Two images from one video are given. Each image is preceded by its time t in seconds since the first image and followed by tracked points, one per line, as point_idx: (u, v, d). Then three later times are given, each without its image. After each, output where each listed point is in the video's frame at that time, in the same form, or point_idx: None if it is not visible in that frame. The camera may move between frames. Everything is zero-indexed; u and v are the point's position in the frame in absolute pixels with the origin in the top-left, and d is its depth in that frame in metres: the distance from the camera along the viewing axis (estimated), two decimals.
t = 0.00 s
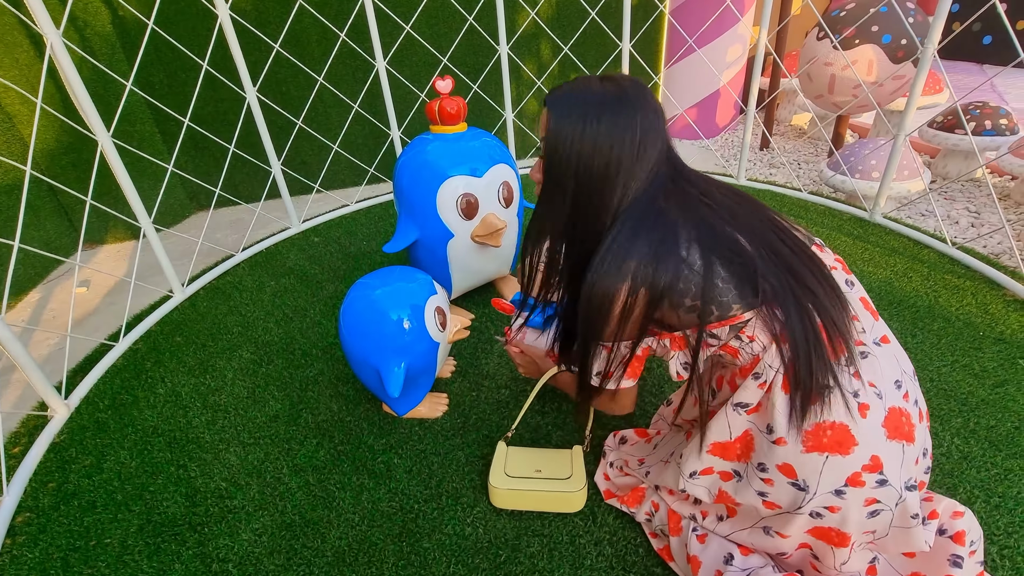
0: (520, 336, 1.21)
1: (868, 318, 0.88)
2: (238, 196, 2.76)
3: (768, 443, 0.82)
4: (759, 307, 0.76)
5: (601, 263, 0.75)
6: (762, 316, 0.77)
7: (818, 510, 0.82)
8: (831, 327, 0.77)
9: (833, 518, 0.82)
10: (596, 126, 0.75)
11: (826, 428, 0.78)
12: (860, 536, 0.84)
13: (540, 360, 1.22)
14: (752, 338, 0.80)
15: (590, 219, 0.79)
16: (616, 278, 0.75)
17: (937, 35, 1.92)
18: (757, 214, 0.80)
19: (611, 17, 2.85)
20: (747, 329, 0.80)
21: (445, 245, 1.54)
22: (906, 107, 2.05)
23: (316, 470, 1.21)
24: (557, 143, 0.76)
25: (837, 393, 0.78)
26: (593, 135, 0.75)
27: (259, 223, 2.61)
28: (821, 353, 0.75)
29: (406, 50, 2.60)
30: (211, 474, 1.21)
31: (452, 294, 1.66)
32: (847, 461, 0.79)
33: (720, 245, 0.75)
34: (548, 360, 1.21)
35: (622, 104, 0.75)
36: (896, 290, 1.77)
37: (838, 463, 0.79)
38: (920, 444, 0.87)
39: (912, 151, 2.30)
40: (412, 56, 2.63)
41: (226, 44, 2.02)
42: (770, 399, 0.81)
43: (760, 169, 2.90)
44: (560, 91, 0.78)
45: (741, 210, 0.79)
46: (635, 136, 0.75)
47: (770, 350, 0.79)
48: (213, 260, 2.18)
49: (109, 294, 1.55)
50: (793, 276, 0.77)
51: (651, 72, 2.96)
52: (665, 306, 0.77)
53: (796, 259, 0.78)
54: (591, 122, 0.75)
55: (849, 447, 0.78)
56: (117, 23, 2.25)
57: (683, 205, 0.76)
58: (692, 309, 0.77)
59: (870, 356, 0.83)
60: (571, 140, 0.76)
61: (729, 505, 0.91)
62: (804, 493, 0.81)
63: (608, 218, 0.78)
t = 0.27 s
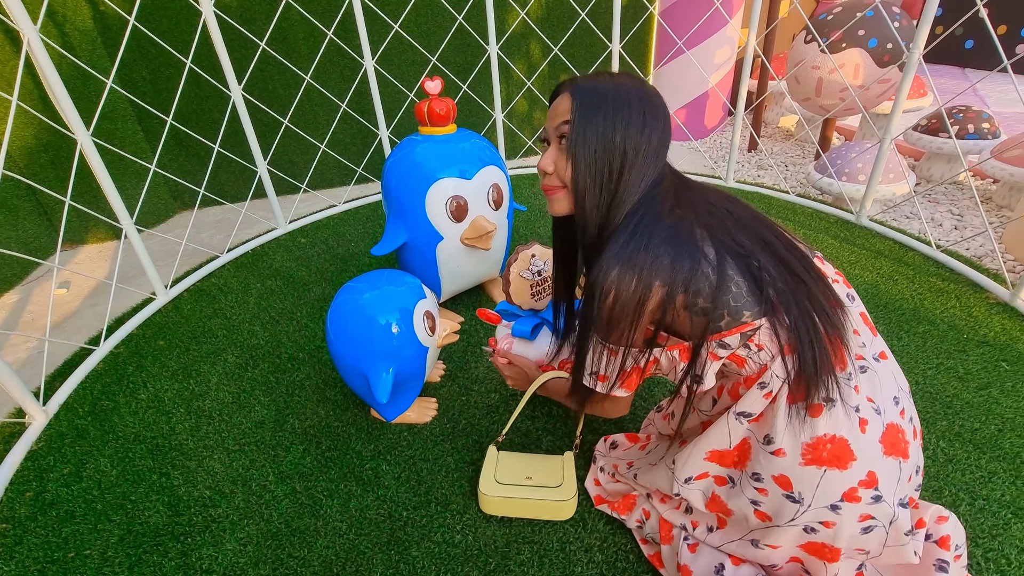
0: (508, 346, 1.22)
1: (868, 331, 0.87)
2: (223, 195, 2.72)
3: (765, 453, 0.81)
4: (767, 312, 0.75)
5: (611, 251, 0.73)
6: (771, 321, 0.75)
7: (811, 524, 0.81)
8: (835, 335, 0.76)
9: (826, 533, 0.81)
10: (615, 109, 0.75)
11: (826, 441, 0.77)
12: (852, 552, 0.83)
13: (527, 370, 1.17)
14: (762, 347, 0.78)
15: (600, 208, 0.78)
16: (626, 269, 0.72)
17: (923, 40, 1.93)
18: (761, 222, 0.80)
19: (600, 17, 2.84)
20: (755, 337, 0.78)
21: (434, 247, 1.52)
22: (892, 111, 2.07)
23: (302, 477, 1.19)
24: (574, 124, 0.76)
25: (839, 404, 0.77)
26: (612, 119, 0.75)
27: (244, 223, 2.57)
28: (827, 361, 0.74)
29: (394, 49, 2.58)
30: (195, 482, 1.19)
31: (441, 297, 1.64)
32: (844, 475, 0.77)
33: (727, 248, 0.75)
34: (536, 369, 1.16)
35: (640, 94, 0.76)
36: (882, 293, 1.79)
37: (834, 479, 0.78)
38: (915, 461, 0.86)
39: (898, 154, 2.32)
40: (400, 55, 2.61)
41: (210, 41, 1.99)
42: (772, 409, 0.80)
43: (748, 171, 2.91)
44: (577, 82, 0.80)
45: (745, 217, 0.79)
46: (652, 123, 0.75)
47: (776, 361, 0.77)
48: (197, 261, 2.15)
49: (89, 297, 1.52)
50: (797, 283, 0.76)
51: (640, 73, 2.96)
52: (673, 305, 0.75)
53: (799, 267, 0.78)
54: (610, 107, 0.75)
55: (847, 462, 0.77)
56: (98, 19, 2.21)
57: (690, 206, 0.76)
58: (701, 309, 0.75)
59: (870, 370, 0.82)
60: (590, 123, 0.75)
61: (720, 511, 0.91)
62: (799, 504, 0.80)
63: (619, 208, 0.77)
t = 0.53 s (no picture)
0: (500, 352, 1.22)
1: (865, 342, 0.88)
2: (211, 198, 2.70)
3: (764, 464, 0.81)
4: (769, 323, 0.76)
5: (616, 260, 0.73)
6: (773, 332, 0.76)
7: (809, 535, 0.81)
8: (835, 346, 0.77)
9: (824, 543, 0.82)
10: (623, 116, 0.75)
11: (826, 453, 0.77)
12: (848, 563, 0.83)
13: (518, 377, 1.16)
14: (763, 359, 0.78)
15: (602, 216, 0.77)
16: (631, 278, 0.73)
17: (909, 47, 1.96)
18: (760, 234, 0.81)
19: (591, 22, 2.85)
20: (757, 349, 0.78)
21: (426, 253, 1.51)
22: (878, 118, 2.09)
23: (292, 488, 1.18)
24: (581, 130, 0.76)
25: (839, 415, 0.78)
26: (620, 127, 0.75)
27: (233, 227, 2.54)
28: (828, 372, 0.75)
29: (385, 52, 2.57)
30: (183, 493, 1.17)
31: (433, 303, 1.63)
32: (842, 486, 0.78)
33: (729, 260, 0.75)
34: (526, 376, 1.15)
35: (646, 101, 0.77)
36: (869, 299, 1.81)
37: (833, 490, 0.78)
38: (908, 471, 0.87)
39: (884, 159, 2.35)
40: (391, 58, 2.60)
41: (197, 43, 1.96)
42: (772, 420, 0.80)
43: (737, 176, 2.93)
44: (582, 88, 0.79)
45: (746, 228, 0.80)
46: (658, 132, 0.75)
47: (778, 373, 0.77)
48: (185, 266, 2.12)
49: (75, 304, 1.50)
50: (796, 295, 0.77)
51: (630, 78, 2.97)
52: (676, 315, 0.75)
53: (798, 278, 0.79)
54: (617, 115, 0.75)
55: (846, 473, 0.77)
56: (82, 19, 2.17)
57: (692, 216, 0.77)
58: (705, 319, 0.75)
59: (867, 382, 0.82)
60: (598, 130, 0.75)
61: (717, 520, 0.91)
62: (797, 515, 0.80)
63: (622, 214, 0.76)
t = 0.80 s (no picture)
0: (496, 358, 1.20)
1: (863, 351, 0.88)
2: (199, 200, 2.67)
3: (765, 474, 0.81)
4: (772, 333, 0.76)
5: (621, 267, 0.73)
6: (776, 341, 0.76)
7: (809, 544, 0.81)
8: (837, 355, 0.78)
9: (823, 552, 0.82)
10: (628, 123, 0.74)
11: (827, 463, 0.77)
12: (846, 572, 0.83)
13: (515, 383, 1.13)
14: (765, 370, 0.78)
15: (606, 224, 0.77)
16: (636, 287, 0.72)
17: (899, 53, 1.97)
18: (761, 243, 0.81)
19: (584, 24, 2.85)
20: (760, 359, 0.78)
21: (419, 257, 1.50)
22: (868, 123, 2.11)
23: (282, 496, 1.16)
24: (587, 136, 0.75)
25: (840, 425, 0.78)
26: (626, 134, 0.74)
27: (222, 228, 2.52)
28: (831, 382, 0.75)
29: (377, 53, 2.56)
30: (170, 502, 1.15)
31: (425, 308, 1.62)
32: (842, 496, 0.78)
33: (732, 269, 0.75)
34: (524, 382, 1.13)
35: (651, 108, 0.76)
36: (859, 303, 1.82)
37: (833, 499, 0.78)
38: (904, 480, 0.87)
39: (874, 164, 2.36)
40: (383, 59, 2.58)
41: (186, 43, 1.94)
42: (774, 429, 0.80)
43: (728, 179, 2.94)
44: (586, 92, 0.78)
45: (747, 237, 0.80)
46: (663, 139, 0.75)
47: (782, 383, 0.77)
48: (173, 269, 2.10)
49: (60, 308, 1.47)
50: (797, 304, 0.78)
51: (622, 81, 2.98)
52: (680, 324, 0.75)
53: (799, 287, 0.80)
54: (622, 122, 0.74)
55: (846, 483, 0.78)
56: (68, 17, 2.14)
57: (695, 225, 0.77)
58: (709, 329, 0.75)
59: (865, 391, 0.83)
60: (603, 137, 0.74)
61: (715, 529, 0.91)
62: (798, 525, 0.80)
63: (625, 223, 0.75)
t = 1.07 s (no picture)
0: (492, 364, 1.20)
1: (868, 359, 0.88)
2: (189, 202, 2.64)
3: (772, 484, 0.80)
4: (780, 342, 0.75)
5: (629, 274, 0.72)
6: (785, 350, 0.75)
7: (815, 554, 0.80)
8: (844, 364, 0.77)
9: (829, 563, 0.81)
10: (636, 128, 0.73)
11: (835, 473, 0.76)
12: None
13: (514, 390, 1.12)
14: (773, 379, 0.77)
15: (613, 230, 0.76)
16: (643, 296, 0.71)
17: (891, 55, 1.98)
18: (767, 250, 0.80)
19: (577, 26, 2.85)
20: (769, 368, 0.77)
21: (412, 261, 1.49)
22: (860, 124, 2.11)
23: (273, 505, 1.14)
24: (594, 141, 0.73)
25: (848, 435, 0.77)
26: (634, 140, 0.73)
27: (211, 231, 2.49)
28: (840, 393, 0.75)
29: (368, 54, 2.54)
30: (159, 513, 1.13)
31: (418, 312, 1.61)
32: (850, 507, 0.77)
33: (739, 277, 0.75)
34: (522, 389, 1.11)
35: (659, 111, 0.75)
36: (852, 304, 1.82)
37: (841, 510, 0.77)
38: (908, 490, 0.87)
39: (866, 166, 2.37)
40: (374, 60, 2.56)
41: (173, 42, 1.91)
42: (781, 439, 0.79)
43: (721, 180, 2.94)
44: (592, 95, 0.77)
45: (753, 244, 0.80)
46: (671, 144, 0.74)
47: (791, 393, 0.76)
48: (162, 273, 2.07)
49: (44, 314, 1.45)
50: (804, 312, 0.77)
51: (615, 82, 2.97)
52: (688, 333, 0.74)
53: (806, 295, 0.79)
54: (630, 127, 0.73)
55: (853, 493, 0.77)
56: (53, 17, 2.11)
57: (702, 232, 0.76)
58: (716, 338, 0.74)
59: (871, 400, 0.82)
60: (611, 142, 0.73)
61: (717, 537, 0.90)
62: (806, 536, 0.79)
63: (632, 229, 0.74)
